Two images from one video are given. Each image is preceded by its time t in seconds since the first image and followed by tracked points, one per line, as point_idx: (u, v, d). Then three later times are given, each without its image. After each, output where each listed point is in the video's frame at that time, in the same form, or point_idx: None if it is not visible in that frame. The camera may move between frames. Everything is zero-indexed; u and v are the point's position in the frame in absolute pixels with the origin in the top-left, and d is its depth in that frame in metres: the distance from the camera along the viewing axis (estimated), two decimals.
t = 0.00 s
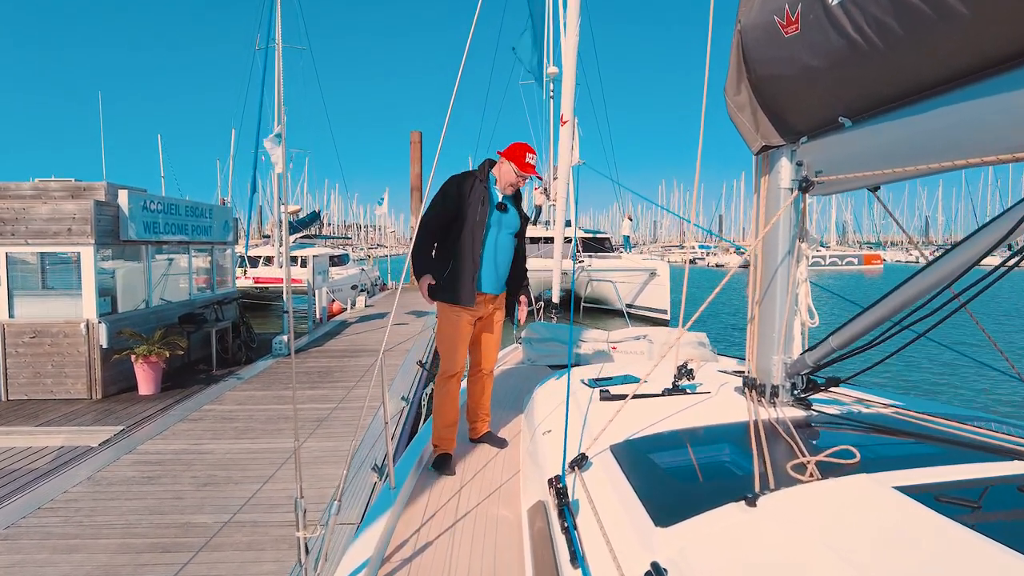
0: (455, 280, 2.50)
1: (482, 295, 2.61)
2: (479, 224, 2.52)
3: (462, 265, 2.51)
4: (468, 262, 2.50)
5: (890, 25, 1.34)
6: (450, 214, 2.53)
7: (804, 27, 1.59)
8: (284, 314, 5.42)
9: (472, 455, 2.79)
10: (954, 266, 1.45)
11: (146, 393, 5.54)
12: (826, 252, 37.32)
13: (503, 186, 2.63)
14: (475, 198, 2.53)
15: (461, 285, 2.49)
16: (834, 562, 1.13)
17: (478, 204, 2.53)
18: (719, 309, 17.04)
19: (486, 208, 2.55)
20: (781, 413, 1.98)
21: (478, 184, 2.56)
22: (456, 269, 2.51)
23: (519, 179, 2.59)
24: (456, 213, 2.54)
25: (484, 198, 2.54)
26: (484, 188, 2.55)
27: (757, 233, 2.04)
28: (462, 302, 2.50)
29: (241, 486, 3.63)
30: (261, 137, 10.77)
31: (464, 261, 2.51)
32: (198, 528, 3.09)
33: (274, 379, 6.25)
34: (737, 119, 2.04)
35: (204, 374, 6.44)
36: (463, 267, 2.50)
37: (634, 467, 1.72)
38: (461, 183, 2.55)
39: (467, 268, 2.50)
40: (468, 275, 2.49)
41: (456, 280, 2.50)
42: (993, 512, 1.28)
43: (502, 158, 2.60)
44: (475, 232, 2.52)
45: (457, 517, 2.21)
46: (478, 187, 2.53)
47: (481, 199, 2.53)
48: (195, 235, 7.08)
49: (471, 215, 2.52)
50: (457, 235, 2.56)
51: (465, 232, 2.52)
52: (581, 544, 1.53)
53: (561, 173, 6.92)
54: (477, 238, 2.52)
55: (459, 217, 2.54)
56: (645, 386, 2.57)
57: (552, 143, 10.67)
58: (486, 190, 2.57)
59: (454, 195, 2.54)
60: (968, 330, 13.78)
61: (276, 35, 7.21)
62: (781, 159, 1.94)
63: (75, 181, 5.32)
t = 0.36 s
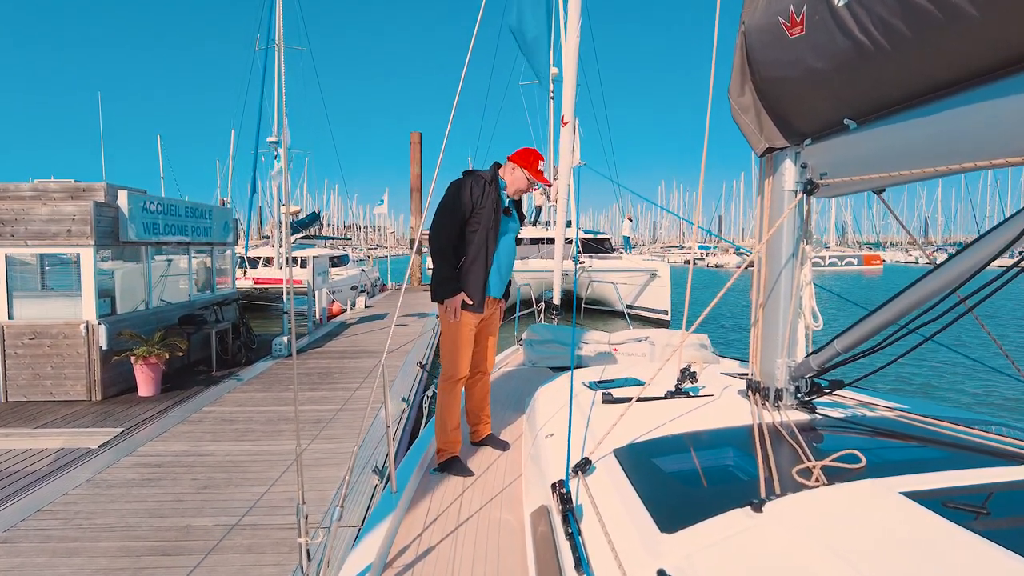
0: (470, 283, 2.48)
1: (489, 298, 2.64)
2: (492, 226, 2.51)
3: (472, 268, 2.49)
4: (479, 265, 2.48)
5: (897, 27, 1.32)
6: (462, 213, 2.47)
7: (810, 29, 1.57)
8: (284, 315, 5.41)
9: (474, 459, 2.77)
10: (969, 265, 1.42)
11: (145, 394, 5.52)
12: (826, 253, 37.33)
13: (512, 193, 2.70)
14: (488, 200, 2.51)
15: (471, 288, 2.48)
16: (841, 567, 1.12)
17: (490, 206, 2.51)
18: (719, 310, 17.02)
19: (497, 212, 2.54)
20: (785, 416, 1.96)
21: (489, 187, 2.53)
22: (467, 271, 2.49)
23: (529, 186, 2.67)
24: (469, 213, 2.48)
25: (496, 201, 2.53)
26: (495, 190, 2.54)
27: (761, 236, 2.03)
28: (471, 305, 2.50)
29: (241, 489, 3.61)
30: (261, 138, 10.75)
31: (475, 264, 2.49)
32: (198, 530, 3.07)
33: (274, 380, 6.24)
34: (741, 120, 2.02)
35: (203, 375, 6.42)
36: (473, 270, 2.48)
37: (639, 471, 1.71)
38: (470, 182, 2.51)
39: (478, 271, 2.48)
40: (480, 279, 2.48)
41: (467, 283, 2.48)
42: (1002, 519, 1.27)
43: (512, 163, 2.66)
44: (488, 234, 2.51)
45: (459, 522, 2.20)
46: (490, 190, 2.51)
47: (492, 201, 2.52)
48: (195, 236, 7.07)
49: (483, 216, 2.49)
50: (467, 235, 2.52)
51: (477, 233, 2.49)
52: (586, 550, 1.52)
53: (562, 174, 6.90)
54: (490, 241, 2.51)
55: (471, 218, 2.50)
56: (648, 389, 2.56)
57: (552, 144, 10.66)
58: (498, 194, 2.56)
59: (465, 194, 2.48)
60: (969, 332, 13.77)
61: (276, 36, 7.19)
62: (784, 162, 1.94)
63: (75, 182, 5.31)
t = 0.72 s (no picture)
0: (472, 283, 2.44)
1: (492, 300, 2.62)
2: (495, 225, 2.48)
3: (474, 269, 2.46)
4: (480, 267, 2.45)
5: (906, 24, 1.29)
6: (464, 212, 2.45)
7: (814, 26, 1.54)
8: (283, 316, 5.39)
9: (473, 464, 2.74)
10: (977, 270, 1.39)
11: (143, 395, 5.50)
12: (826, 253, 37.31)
13: (512, 194, 2.67)
14: (490, 199, 2.48)
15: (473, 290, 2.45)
16: None
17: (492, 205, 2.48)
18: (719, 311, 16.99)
19: (501, 212, 2.50)
20: (788, 420, 1.94)
21: (491, 187, 2.50)
22: (469, 272, 2.46)
23: (533, 187, 2.65)
24: (471, 212, 2.45)
25: (498, 199, 2.49)
26: (496, 189, 2.51)
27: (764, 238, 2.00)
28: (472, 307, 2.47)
29: (239, 491, 3.59)
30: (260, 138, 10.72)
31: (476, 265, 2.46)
32: (196, 534, 3.05)
33: (273, 381, 6.21)
34: (745, 120, 1.99)
35: (202, 376, 6.39)
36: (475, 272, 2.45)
37: (641, 477, 1.68)
38: (472, 181, 2.49)
39: (480, 272, 2.45)
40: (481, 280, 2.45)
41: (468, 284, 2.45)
42: (1012, 527, 1.25)
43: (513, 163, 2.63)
44: (491, 234, 2.47)
45: (457, 528, 2.16)
46: (492, 190, 2.48)
47: (495, 199, 2.49)
48: (194, 236, 7.05)
49: (485, 215, 2.46)
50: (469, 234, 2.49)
51: (480, 232, 2.46)
52: (588, 558, 1.49)
53: (562, 174, 6.88)
54: (493, 240, 2.48)
55: (473, 218, 2.47)
56: (649, 391, 2.53)
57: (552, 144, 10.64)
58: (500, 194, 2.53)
59: (467, 193, 2.45)
60: (970, 333, 13.74)
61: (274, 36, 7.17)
62: (787, 162, 1.91)
63: (73, 182, 5.29)
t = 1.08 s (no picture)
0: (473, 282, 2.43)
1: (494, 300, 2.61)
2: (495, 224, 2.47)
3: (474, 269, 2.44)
4: (481, 267, 2.44)
5: (910, 22, 1.29)
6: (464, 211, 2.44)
7: (818, 25, 1.54)
8: (283, 316, 5.37)
9: (475, 465, 2.72)
10: (985, 268, 1.36)
11: (143, 395, 5.49)
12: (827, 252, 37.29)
13: (513, 193, 2.66)
14: (491, 198, 2.47)
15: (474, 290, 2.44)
16: None
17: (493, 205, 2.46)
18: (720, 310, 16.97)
19: (501, 212, 2.49)
20: (792, 420, 1.92)
21: (492, 186, 2.49)
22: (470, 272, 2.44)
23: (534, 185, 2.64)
24: (471, 212, 2.44)
25: (499, 199, 2.48)
26: (496, 188, 2.50)
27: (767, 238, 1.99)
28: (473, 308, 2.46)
29: (239, 491, 3.58)
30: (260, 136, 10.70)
31: (477, 265, 2.44)
32: (196, 535, 3.04)
33: (273, 381, 6.20)
34: (748, 119, 1.98)
35: (202, 376, 6.39)
36: (475, 272, 2.44)
37: (644, 478, 1.67)
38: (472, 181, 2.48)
39: (480, 273, 2.44)
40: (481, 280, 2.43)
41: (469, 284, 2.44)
42: (1019, 529, 1.24)
43: (513, 161, 2.62)
44: (492, 233, 2.46)
45: (459, 529, 2.15)
46: (493, 189, 2.47)
47: (495, 199, 2.48)
48: (194, 236, 7.04)
49: (486, 215, 2.45)
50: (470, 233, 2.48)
51: (480, 231, 2.45)
52: (590, 560, 1.48)
53: (563, 173, 6.87)
54: (494, 239, 2.47)
55: (474, 217, 2.45)
56: (651, 392, 2.52)
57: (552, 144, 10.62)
58: (502, 193, 2.52)
59: (467, 192, 2.44)
60: (971, 333, 13.71)
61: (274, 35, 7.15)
62: (791, 160, 1.90)
63: (72, 182, 5.28)
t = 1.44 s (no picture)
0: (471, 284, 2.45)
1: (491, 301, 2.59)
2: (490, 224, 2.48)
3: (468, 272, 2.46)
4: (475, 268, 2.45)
5: (908, 25, 1.29)
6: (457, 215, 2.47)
7: (816, 28, 1.54)
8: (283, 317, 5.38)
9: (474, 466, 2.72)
10: (985, 268, 1.36)
11: (143, 396, 5.49)
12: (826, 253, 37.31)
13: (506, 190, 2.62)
14: (483, 200, 2.48)
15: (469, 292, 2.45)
16: None
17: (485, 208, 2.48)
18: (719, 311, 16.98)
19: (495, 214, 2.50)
20: (790, 422, 1.93)
21: (485, 188, 2.50)
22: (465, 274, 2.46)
23: (523, 178, 2.56)
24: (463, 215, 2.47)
25: (492, 201, 2.49)
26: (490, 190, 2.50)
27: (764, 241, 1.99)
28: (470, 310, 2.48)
29: (239, 493, 3.58)
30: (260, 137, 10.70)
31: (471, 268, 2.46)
32: (196, 536, 3.04)
33: (273, 383, 6.20)
34: (746, 121, 1.99)
35: (201, 377, 6.39)
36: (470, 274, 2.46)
37: (642, 480, 1.67)
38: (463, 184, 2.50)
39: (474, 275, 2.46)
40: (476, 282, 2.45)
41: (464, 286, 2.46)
42: (1015, 531, 1.24)
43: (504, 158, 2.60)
44: (485, 235, 2.47)
45: (458, 531, 2.16)
46: (487, 191, 2.48)
47: (488, 201, 2.49)
48: (194, 237, 7.04)
49: (479, 217, 2.47)
50: (464, 236, 2.51)
51: (474, 233, 2.47)
52: (589, 562, 1.48)
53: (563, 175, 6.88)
54: (487, 241, 2.48)
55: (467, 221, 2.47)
56: (650, 393, 2.53)
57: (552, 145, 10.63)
58: (495, 195, 2.53)
59: (461, 195, 2.46)
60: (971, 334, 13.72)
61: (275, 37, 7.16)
62: (789, 163, 1.91)
63: (72, 183, 5.28)
